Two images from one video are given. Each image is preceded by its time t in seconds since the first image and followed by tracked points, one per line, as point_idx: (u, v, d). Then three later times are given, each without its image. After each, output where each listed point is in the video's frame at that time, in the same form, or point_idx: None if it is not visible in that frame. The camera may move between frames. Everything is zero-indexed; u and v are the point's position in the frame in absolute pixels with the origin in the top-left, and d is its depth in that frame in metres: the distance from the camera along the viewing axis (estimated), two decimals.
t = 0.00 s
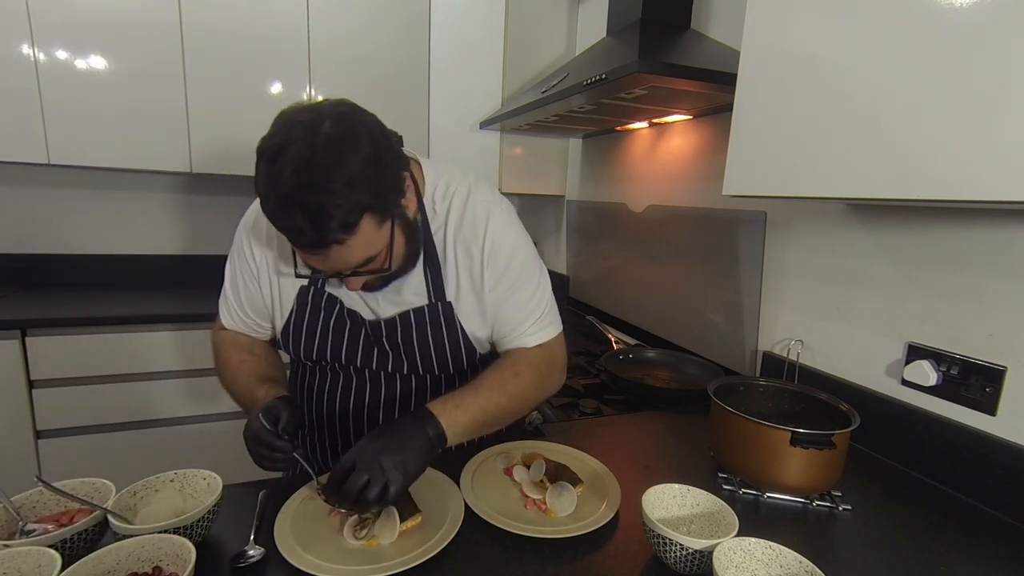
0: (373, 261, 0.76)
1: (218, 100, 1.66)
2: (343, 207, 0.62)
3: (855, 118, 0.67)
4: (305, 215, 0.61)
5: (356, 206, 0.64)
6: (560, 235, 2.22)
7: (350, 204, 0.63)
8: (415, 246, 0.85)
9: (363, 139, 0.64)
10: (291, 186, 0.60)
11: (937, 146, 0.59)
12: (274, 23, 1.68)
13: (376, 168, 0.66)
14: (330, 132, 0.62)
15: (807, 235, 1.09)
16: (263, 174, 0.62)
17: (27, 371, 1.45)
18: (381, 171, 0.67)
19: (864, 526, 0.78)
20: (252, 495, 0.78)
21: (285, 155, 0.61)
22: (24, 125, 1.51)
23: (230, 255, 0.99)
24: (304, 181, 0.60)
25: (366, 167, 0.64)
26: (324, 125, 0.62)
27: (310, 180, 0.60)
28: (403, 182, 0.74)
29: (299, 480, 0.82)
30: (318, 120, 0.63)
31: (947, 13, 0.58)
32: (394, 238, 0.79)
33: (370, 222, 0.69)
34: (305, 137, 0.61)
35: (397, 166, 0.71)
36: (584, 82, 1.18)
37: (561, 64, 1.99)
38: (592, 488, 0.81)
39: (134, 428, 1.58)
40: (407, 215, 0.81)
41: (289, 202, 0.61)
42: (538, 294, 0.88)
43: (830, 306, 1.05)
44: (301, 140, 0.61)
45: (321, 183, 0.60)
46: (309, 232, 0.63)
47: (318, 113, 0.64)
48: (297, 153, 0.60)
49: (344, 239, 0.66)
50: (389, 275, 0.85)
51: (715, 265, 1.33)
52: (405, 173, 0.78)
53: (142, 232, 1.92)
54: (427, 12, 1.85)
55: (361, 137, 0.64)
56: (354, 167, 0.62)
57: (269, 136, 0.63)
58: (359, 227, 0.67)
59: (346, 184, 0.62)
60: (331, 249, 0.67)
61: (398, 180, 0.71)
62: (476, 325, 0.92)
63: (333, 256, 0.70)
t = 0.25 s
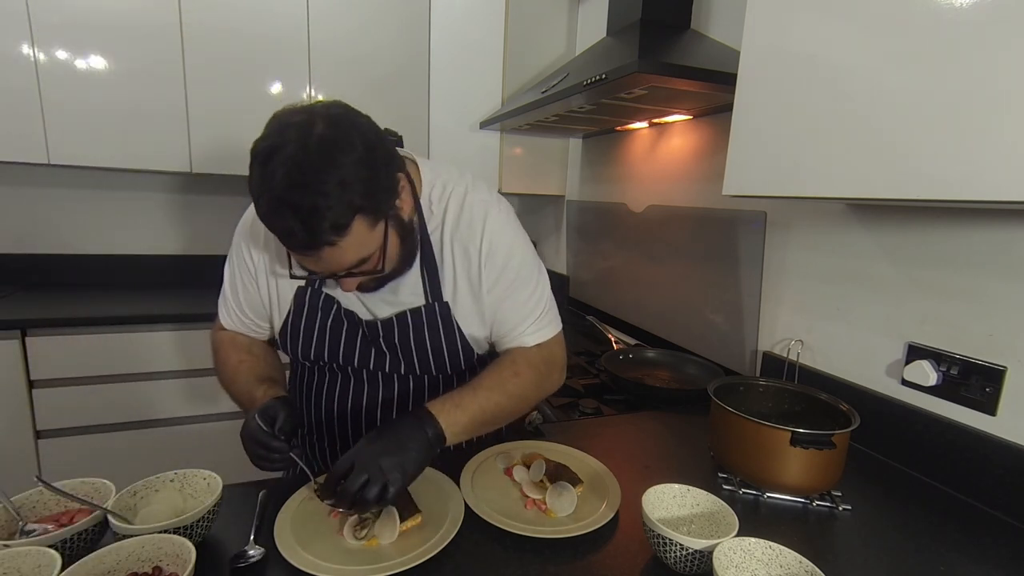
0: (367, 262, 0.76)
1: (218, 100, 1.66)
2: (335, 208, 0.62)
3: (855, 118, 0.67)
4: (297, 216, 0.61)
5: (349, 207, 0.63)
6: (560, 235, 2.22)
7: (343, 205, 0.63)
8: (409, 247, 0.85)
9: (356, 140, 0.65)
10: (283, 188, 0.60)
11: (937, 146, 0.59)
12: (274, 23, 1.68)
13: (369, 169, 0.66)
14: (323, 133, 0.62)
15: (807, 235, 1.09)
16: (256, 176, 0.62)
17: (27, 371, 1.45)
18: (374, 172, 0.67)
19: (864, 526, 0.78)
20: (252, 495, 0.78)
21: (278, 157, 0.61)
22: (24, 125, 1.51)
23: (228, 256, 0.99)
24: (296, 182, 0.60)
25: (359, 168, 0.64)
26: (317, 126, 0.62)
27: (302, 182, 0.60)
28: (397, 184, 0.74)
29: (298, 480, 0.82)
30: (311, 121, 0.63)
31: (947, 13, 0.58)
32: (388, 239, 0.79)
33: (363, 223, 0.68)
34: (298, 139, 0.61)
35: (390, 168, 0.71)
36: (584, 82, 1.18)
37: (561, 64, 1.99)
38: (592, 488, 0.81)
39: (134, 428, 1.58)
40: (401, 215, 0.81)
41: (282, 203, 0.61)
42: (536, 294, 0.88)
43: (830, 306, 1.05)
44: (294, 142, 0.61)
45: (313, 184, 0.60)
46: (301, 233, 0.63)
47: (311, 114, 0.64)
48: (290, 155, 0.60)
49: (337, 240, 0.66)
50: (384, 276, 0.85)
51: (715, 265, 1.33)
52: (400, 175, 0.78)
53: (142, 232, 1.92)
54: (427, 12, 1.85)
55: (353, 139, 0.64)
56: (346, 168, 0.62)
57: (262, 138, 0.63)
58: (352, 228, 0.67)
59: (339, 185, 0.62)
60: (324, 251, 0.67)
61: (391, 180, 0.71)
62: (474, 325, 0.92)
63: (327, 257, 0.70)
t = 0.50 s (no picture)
0: (363, 261, 0.76)
1: (218, 100, 1.66)
2: (329, 207, 0.62)
3: (855, 118, 0.67)
4: (292, 215, 0.61)
5: (343, 206, 0.63)
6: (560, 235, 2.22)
7: (337, 204, 0.63)
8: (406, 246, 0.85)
9: (351, 139, 0.64)
10: (277, 187, 0.60)
11: (937, 146, 0.59)
12: (274, 23, 1.68)
13: (364, 168, 0.66)
14: (318, 132, 0.62)
15: (807, 235, 1.09)
16: (251, 175, 0.62)
17: (27, 371, 1.45)
18: (369, 171, 0.66)
19: (864, 526, 0.78)
20: (252, 495, 0.78)
21: (273, 156, 0.61)
22: (24, 125, 1.51)
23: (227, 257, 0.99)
24: (291, 181, 0.60)
25: (354, 167, 0.64)
26: (312, 125, 0.62)
27: (296, 181, 0.60)
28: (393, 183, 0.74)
29: (298, 479, 0.82)
30: (307, 121, 0.63)
31: (947, 13, 0.58)
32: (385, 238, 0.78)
33: (358, 222, 0.68)
34: (293, 138, 0.61)
35: (386, 167, 0.71)
36: (584, 82, 1.18)
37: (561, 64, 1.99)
38: (592, 488, 0.81)
39: (134, 428, 1.58)
40: (398, 214, 0.80)
41: (276, 202, 0.61)
42: (535, 293, 0.88)
43: (830, 306, 1.05)
44: (289, 141, 0.61)
45: (308, 183, 0.60)
46: (296, 232, 0.63)
47: (307, 114, 0.64)
48: (284, 155, 0.60)
49: (332, 240, 0.66)
50: (381, 275, 0.85)
51: (715, 265, 1.33)
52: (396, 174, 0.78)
53: (141, 232, 1.92)
54: (427, 12, 1.85)
55: (349, 138, 0.64)
56: (340, 168, 0.62)
57: (259, 137, 0.63)
58: (346, 227, 0.67)
59: (334, 184, 0.62)
60: (319, 249, 0.67)
61: (387, 180, 0.71)
62: (473, 325, 0.92)
63: (322, 257, 0.70)
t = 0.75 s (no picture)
0: (359, 261, 0.76)
1: (219, 100, 1.67)
2: (323, 207, 0.62)
3: (855, 118, 0.67)
4: (286, 216, 0.62)
5: (337, 206, 0.63)
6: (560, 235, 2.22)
7: (331, 204, 0.63)
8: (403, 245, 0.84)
9: (346, 139, 0.65)
10: (272, 187, 0.60)
11: (938, 146, 0.59)
12: (274, 23, 1.68)
13: (359, 168, 0.66)
14: (313, 132, 0.62)
15: (807, 235, 1.09)
16: (247, 175, 0.63)
17: (26, 371, 1.45)
18: (364, 171, 0.66)
19: (864, 526, 0.78)
20: (251, 495, 0.78)
21: (268, 156, 0.61)
22: (24, 125, 1.51)
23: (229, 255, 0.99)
24: (285, 181, 0.60)
25: (348, 167, 0.64)
26: (307, 125, 0.62)
27: (290, 181, 0.60)
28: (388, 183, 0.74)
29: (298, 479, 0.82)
30: (302, 121, 0.63)
31: (946, 13, 0.58)
32: (381, 236, 0.78)
33: (353, 222, 0.68)
34: (287, 138, 0.61)
35: (381, 166, 0.71)
36: (584, 82, 1.18)
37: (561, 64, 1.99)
38: (592, 488, 0.81)
39: (133, 428, 1.58)
40: (394, 213, 0.80)
41: (271, 203, 0.61)
42: (534, 291, 0.88)
43: (830, 307, 1.05)
44: (284, 141, 0.61)
45: (301, 183, 0.60)
46: (291, 232, 0.63)
47: (302, 114, 0.64)
48: (279, 155, 0.60)
49: (326, 240, 0.66)
50: (377, 275, 0.85)
51: (715, 265, 1.33)
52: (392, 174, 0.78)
53: (141, 232, 1.92)
54: (428, 12, 1.85)
55: (343, 138, 0.64)
56: (334, 168, 0.62)
57: (254, 137, 0.64)
58: (341, 227, 0.67)
59: (329, 184, 0.62)
60: (314, 249, 0.67)
61: (382, 179, 0.71)
62: (473, 323, 0.92)
63: (318, 256, 0.70)
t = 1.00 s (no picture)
0: (355, 262, 0.75)
1: (219, 100, 1.67)
2: (317, 208, 0.62)
3: (856, 118, 0.67)
4: (279, 217, 0.62)
5: (330, 207, 0.63)
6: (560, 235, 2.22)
7: (324, 205, 0.63)
8: (399, 245, 0.84)
9: (340, 141, 0.65)
10: (265, 189, 0.60)
11: (938, 146, 0.59)
12: (274, 23, 1.68)
13: (353, 169, 0.66)
14: (306, 133, 0.62)
15: (807, 235, 1.09)
16: (241, 177, 0.63)
17: (26, 371, 1.45)
18: (358, 172, 0.66)
19: (864, 526, 0.78)
20: (251, 495, 0.78)
21: (261, 158, 0.61)
22: (24, 125, 1.51)
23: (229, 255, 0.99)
24: (278, 182, 0.60)
25: (342, 168, 0.64)
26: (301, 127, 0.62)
27: (284, 183, 0.60)
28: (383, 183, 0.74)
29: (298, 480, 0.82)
30: (295, 122, 0.63)
31: (946, 13, 0.58)
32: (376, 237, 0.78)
33: (347, 223, 0.68)
34: (281, 140, 0.61)
35: (376, 167, 0.70)
36: (584, 82, 1.18)
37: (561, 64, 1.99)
38: (592, 488, 0.81)
39: (133, 428, 1.58)
40: (389, 214, 0.79)
41: (264, 204, 0.61)
42: (534, 289, 0.88)
43: (830, 307, 1.05)
44: (278, 142, 0.61)
45: (295, 184, 0.60)
46: (284, 233, 0.63)
47: (295, 115, 0.64)
48: (272, 156, 0.60)
49: (320, 241, 0.66)
50: (373, 275, 0.85)
51: (715, 265, 1.33)
52: (388, 177, 0.78)
53: (141, 232, 1.92)
54: (428, 12, 1.85)
55: (336, 139, 0.64)
56: (327, 169, 0.62)
57: (249, 139, 0.64)
58: (334, 228, 0.66)
59: (322, 185, 0.62)
60: (308, 250, 0.67)
61: (376, 180, 0.71)
62: (473, 322, 0.92)
63: (312, 257, 0.70)
